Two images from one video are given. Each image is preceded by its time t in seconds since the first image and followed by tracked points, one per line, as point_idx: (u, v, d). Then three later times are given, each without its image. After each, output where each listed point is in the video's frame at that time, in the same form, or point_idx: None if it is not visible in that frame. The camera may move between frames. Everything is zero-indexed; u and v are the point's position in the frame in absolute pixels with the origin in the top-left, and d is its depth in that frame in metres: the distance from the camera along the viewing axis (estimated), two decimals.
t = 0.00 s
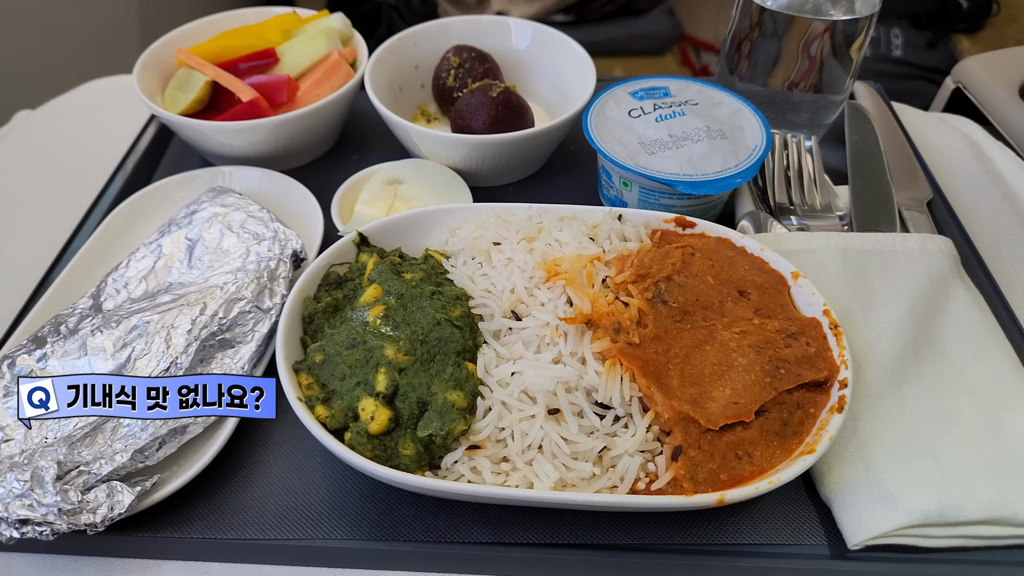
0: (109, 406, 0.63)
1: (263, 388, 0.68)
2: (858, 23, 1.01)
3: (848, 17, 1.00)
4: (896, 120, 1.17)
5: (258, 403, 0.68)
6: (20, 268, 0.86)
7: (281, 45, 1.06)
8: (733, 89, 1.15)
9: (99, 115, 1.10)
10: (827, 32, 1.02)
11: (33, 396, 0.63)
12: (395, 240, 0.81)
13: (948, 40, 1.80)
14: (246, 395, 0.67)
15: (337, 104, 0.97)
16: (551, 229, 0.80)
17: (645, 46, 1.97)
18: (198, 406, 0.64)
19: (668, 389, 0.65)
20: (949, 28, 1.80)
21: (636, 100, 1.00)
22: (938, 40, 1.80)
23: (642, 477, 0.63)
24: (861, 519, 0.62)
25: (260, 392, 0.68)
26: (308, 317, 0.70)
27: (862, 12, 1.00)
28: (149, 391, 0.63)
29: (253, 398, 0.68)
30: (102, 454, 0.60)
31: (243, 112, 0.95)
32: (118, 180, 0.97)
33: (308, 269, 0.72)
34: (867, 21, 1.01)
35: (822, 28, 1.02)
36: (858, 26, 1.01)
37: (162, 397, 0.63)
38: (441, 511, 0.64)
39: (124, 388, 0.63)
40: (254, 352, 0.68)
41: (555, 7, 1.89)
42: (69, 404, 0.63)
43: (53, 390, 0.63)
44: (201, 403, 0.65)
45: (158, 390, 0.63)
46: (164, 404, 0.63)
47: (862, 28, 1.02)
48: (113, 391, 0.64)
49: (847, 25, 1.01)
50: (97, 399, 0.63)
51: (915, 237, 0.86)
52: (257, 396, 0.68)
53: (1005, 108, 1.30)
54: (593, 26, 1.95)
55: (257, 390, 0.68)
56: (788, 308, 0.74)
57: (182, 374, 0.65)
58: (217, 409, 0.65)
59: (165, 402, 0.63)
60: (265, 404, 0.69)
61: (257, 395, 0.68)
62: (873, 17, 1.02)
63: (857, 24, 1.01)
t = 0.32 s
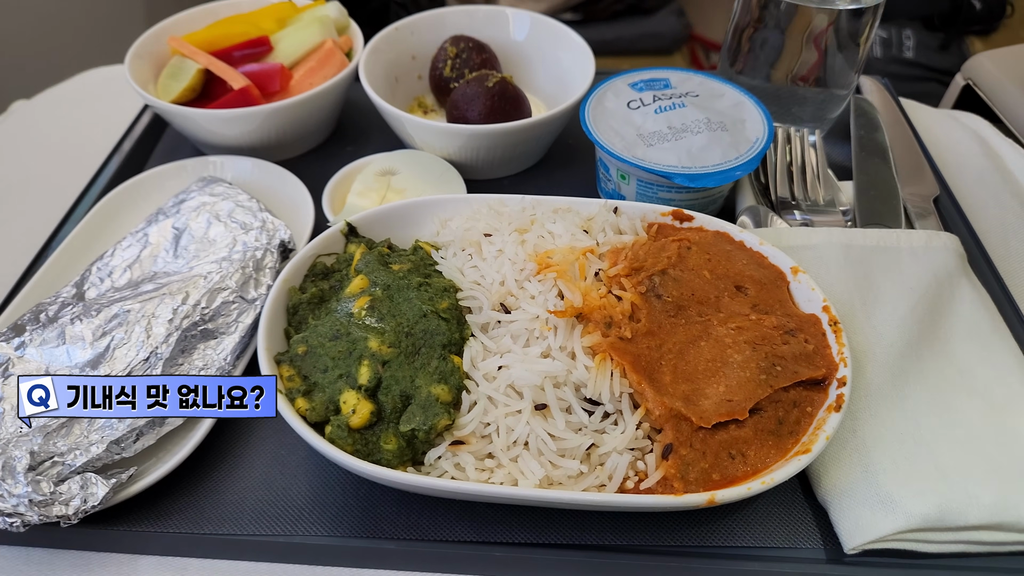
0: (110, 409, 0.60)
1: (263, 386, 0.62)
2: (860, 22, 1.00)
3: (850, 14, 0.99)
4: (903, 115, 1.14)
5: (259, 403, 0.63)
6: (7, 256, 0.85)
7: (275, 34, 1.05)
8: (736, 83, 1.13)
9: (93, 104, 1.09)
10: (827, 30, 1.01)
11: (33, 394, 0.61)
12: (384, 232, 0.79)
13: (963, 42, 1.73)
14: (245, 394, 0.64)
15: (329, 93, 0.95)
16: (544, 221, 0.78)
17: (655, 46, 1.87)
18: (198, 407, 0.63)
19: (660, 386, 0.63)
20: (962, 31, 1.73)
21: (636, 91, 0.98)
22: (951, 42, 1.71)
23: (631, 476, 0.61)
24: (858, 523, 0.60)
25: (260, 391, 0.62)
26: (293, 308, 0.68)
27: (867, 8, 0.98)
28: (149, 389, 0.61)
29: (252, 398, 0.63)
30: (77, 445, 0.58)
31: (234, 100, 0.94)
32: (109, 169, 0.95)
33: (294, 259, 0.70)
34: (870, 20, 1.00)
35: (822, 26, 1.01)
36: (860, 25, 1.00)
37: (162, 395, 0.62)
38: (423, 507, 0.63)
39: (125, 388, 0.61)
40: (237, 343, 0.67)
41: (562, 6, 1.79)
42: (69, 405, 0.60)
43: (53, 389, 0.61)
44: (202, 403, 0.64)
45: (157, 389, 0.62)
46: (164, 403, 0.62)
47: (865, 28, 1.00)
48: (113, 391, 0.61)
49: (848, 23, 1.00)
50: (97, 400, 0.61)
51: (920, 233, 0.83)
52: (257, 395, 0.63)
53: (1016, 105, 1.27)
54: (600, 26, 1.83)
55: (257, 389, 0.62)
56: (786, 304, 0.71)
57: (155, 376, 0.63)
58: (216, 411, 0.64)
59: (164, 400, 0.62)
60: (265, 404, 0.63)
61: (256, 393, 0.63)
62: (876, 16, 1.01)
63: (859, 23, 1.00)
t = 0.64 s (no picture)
0: (110, 408, 0.60)
1: (263, 385, 0.59)
2: (861, 19, 1.01)
3: (851, 11, 1.01)
4: (908, 110, 1.12)
5: (258, 402, 0.60)
6: None
7: (268, 23, 1.03)
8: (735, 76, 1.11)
9: (82, 94, 1.08)
10: (827, 27, 1.03)
11: (34, 394, 0.59)
12: (370, 224, 0.77)
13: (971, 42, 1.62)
14: (245, 394, 0.61)
15: (320, 84, 0.94)
16: (533, 214, 0.76)
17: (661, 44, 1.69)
18: (198, 408, 0.62)
19: (648, 382, 0.61)
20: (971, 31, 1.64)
21: (632, 83, 0.96)
22: (960, 42, 1.61)
23: (616, 475, 0.60)
24: (851, 526, 0.58)
25: (260, 390, 0.59)
26: (275, 300, 0.67)
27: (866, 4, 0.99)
28: (149, 389, 0.60)
29: (252, 397, 0.60)
30: (50, 438, 0.57)
31: (223, 90, 0.93)
32: (97, 158, 0.94)
33: (277, 250, 0.69)
34: (871, 19, 1.01)
35: (822, 22, 1.03)
36: (860, 22, 1.01)
37: (162, 396, 0.61)
38: (403, 505, 0.61)
39: (124, 388, 0.60)
40: (217, 336, 0.66)
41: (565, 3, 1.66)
42: (69, 405, 0.59)
43: (54, 390, 0.60)
44: (202, 403, 0.63)
45: (158, 389, 0.61)
46: (164, 403, 0.61)
47: (865, 25, 1.02)
48: (113, 391, 0.60)
49: (848, 19, 1.01)
50: (98, 399, 0.60)
51: (922, 230, 0.81)
52: (257, 395, 0.60)
53: None
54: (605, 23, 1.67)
55: (256, 389, 0.59)
56: (781, 300, 0.69)
57: (148, 374, 0.62)
58: (215, 410, 0.63)
59: (164, 401, 0.61)
60: (265, 403, 0.59)
61: (256, 393, 0.60)
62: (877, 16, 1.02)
63: (859, 19, 1.01)
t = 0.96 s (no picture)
0: (110, 408, 0.59)
1: (264, 385, 0.57)
2: (861, 15, 0.99)
3: (851, 7, 0.99)
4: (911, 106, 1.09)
5: (258, 403, 0.56)
6: None
7: (258, 14, 1.02)
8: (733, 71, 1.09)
9: (72, 86, 1.07)
10: (826, 22, 1.00)
11: (33, 394, 0.58)
12: (356, 217, 0.76)
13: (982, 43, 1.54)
14: (245, 394, 0.58)
15: (309, 75, 0.92)
16: (522, 207, 0.74)
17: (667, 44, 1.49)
18: (199, 407, 0.61)
19: (635, 380, 0.59)
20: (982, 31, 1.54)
21: (627, 76, 0.94)
22: (970, 43, 1.53)
23: (600, 475, 0.58)
24: (843, 530, 0.56)
25: (260, 391, 0.57)
26: (254, 294, 0.66)
27: None
28: (149, 389, 0.60)
29: (252, 397, 0.57)
30: (20, 431, 0.56)
31: (210, 80, 0.92)
32: (84, 149, 0.93)
33: (258, 242, 0.67)
34: (871, 15, 0.99)
35: (822, 17, 1.01)
36: (860, 18, 0.99)
37: (162, 396, 0.60)
38: (381, 504, 0.59)
39: (124, 387, 0.59)
40: (196, 329, 0.64)
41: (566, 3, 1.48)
42: (69, 405, 0.58)
43: (54, 390, 0.58)
44: (202, 403, 0.61)
45: (158, 389, 0.60)
46: (164, 403, 0.61)
47: (865, 22, 0.99)
48: (114, 390, 0.59)
49: (848, 14, 0.99)
50: (98, 399, 0.59)
51: (923, 227, 0.79)
52: (257, 395, 0.57)
53: None
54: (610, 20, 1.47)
55: (256, 389, 0.57)
56: (775, 297, 0.67)
57: (152, 374, 0.61)
58: (216, 410, 0.59)
59: (165, 401, 0.61)
60: (265, 404, 0.56)
61: (256, 394, 0.57)
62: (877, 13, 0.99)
63: (859, 15, 0.99)
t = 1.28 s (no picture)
0: (110, 408, 0.58)
1: (265, 384, 0.55)
2: (862, 12, 0.97)
3: (852, 3, 0.97)
4: (916, 102, 1.06)
5: (258, 403, 0.54)
6: None
7: (249, 5, 1.01)
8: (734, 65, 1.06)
9: (62, 79, 1.06)
10: (827, 17, 0.99)
11: (35, 394, 0.56)
12: (341, 210, 0.74)
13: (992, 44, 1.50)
14: (245, 393, 0.54)
15: (299, 67, 0.91)
16: (510, 200, 0.73)
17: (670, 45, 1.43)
18: (200, 408, 0.56)
19: (621, 379, 0.57)
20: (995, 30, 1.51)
21: (623, 69, 0.92)
22: (981, 43, 1.49)
23: (584, 478, 0.56)
24: (838, 537, 0.53)
25: (261, 390, 0.54)
26: (234, 287, 0.64)
27: None
28: (149, 389, 0.58)
29: (252, 398, 0.54)
30: None
31: (198, 71, 0.90)
32: (72, 141, 0.92)
33: (238, 234, 0.66)
34: (872, 12, 0.98)
35: (822, 12, 0.99)
36: (861, 15, 0.97)
37: (162, 396, 0.59)
38: (359, 505, 0.58)
39: (125, 387, 0.58)
40: (174, 323, 0.63)
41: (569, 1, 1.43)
42: (70, 405, 0.57)
43: (55, 390, 0.57)
44: (202, 403, 0.57)
45: (158, 389, 0.58)
46: (164, 403, 0.59)
47: (867, 17, 0.98)
48: (114, 390, 0.58)
49: (849, 11, 0.97)
50: (98, 399, 0.58)
51: (926, 225, 0.76)
52: (257, 395, 0.54)
53: None
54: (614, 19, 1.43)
55: (257, 388, 0.54)
56: (770, 295, 0.65)
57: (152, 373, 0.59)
58: (215, 411, 0.55)
59: (165, 401, 0.59)
60: (266, 404, 0.54)
61: (256, 394, 0.54)
62: (879, 9, 0.98)
63: (860, 12, 0.97)
